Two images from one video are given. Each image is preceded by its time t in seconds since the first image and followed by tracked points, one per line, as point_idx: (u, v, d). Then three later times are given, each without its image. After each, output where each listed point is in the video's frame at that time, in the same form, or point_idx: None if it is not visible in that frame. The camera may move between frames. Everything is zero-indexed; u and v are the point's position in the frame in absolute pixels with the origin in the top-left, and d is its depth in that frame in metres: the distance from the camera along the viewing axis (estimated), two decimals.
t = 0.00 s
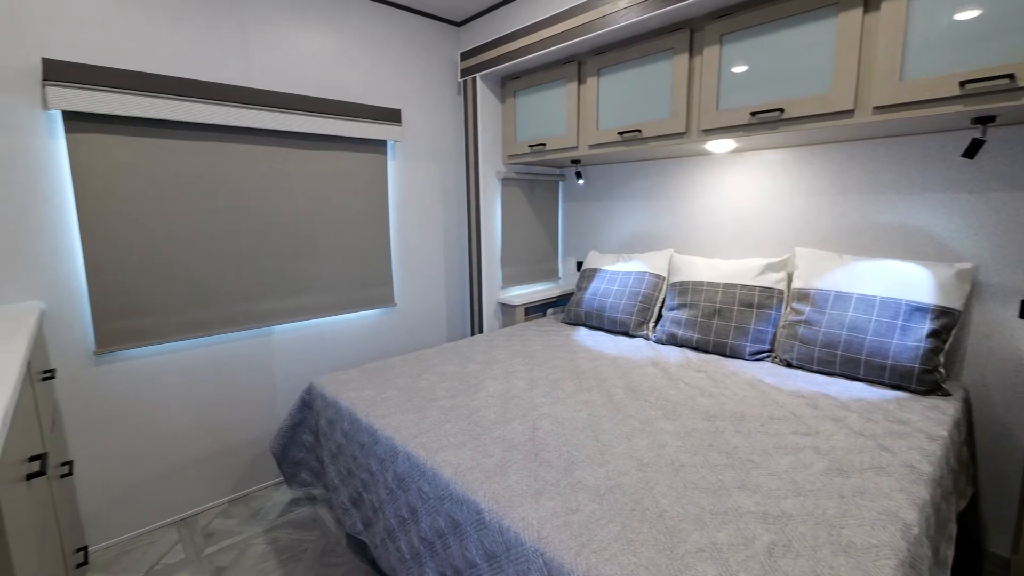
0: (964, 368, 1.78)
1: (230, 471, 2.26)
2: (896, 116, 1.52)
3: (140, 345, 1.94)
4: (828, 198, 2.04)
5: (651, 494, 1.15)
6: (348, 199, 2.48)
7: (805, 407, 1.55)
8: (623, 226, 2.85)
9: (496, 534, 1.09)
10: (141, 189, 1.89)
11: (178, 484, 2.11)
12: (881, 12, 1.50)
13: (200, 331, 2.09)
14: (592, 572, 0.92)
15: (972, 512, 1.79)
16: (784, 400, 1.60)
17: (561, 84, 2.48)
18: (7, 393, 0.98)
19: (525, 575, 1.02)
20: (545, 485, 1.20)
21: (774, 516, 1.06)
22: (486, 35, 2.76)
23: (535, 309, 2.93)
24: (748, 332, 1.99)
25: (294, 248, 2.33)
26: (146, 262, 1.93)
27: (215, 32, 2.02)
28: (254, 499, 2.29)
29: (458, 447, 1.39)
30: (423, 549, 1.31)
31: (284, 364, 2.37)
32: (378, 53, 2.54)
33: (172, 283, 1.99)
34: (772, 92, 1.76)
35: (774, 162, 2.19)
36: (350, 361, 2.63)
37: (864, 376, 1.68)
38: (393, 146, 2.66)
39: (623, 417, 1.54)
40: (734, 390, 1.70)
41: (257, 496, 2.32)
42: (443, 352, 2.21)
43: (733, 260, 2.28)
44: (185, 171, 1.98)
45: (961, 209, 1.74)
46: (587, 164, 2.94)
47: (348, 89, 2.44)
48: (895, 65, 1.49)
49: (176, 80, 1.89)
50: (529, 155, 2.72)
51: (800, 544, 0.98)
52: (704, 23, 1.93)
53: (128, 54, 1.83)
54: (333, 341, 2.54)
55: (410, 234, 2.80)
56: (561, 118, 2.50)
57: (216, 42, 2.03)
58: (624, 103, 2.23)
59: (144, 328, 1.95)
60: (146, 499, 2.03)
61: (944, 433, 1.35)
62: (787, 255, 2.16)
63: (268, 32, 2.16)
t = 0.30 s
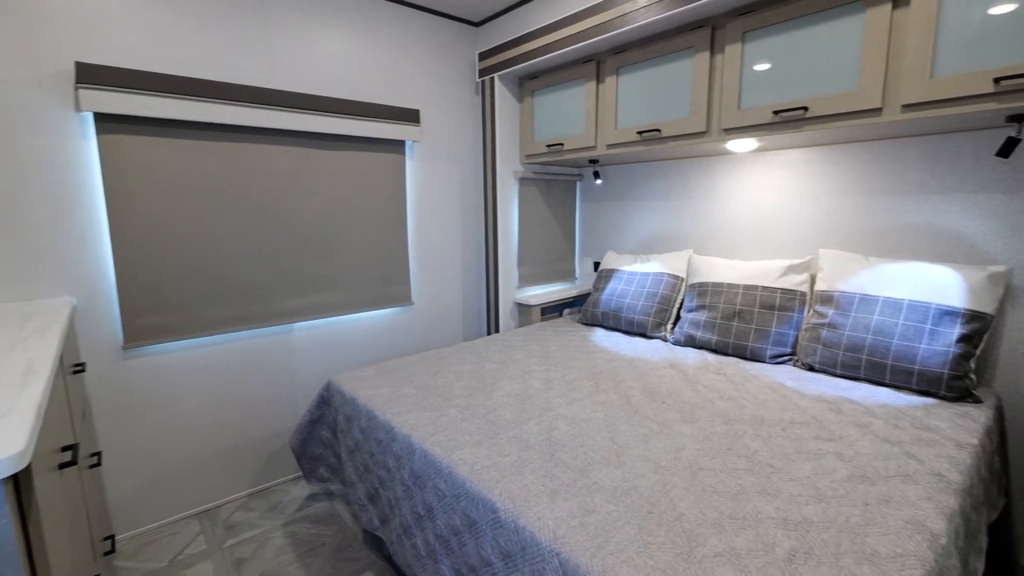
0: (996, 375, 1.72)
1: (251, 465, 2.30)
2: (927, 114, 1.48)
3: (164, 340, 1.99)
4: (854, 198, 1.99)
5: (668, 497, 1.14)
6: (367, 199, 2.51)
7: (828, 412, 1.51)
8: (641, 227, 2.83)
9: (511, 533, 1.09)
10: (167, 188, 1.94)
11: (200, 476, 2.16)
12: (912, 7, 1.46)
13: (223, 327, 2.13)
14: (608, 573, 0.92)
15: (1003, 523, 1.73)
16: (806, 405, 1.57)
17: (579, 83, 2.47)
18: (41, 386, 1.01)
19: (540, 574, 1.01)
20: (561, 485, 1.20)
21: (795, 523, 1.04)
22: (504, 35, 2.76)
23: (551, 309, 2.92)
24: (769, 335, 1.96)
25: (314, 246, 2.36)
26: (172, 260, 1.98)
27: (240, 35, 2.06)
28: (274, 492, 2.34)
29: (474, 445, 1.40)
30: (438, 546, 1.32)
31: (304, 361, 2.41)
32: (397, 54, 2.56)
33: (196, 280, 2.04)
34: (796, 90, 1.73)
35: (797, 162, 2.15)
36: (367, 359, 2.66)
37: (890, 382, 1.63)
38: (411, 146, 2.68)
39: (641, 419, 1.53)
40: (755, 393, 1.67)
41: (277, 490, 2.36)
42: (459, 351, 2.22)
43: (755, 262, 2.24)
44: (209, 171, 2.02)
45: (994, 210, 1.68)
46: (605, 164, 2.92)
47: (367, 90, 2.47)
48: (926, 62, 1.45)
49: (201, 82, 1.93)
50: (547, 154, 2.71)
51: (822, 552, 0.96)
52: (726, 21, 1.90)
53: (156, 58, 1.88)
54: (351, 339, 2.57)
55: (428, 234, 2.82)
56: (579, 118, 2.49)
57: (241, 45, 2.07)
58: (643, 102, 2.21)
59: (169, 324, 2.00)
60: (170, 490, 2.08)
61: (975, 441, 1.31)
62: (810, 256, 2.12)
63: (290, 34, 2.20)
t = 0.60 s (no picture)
0: None
1: (271, 459, 2.34)
2: (959, 111, 1.43)
3: (189, 337, 2.04)
4: (881, 198, 1.94)
5: (686, 500, 1.13)
6: (385, 198, 2.53)
7: (852, 417, 1.48)
8: (659, 227, 2.80)
9: (527, 533, 1.09)
10: (192, 188, 1.98)
11: (222, 470, 2.20)
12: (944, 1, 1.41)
13: (245, 324, 2.17)
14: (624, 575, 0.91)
15: None
16: (830, 409, 1.54)
17: (598, 82, 2.45)
18: (72, 379, 1.04)
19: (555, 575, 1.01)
20: (577, 486, 1.19)
21: (817, 529, 1.02)
22: (522, 34, 2.76)
23: (568, 309, 2.91)
24: (791, 338, 1.92)
25: (334, 245, 2.39)
26: (196, 258, 2.02)
27: (263, 38, 2.10)
28: (293, 487, 2.38)
29: (491, 444, 1.40)
30: (454, 544, 1.33)
31: (322, 358, 2.45)
32: (416, 54, 2.58)
33: (220, 277, 2.09)
34: (821, 87, 1.69)
35: (821, 161, 2.10)
36: (385, 357, 2.68)
37: (918, 387, 1.59)
38: (430, 146, 2.70)
39: (658, 421, 1.52)
40: (776, 397, 1.64)
41: (296, 485, 2.40)
42: (475, 350, 2.22)
43: (776, 263, 2.20)
44: (233, 170, 2.07)
45: None
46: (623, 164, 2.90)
47: (386, 90, 2.49)
48: (958, 57, 1.40)
49: (226, 84, 1.98)
50: (564, 154, 2.70)
51: (845, 560, 0.93)
52: (749, 17, 1.87)
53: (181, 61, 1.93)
54: (369, 337, 2.60)
55: (445, 233, 2.83)
56: (597, 117, 2.48)
57: (263, 47, 2.11)
58: (663, 101, 2.18)
59: (193, 320, 2.05)
60: (193, 483, 2.13)
61: (1008, 449, 1.26)
62: (834, 258, 2.07)
63: (311, 36, 2.23)
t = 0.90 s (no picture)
0: None
1: (289, 455, 2.38)
2: (993, 107, 1.38)
3: (212, 333, 2.08)
4: (908, 197, 1.89)
5: (703, 503, 1.11)
6: (402, 197, 2.55)
7: (877, 422, 1.44)
8: (677, 227, 2.76)
9: (542, 533, 1.09)
10: (215, 188, 2.02)
11: (241, 464, 2.24)
12: None
13: (265, 321, 2.21)
14: None
15: None
16: (853, 414, 1.50)
17: (616, 80, 2.43)
18: (101, 372, 1.07)
19: None
20: (593, 487, 1.19)
21: (840, 536, 1.00)
22: (539, 34, 2.76)
23: (584, 309, 2.89)
24: (812, 340, 1.88)
25: (351, 244, 2.42)
26: (219, 256, 2.06)
27: (283, 40, 2.13)
28: (310, 482, 2.41)
29: (506, 444, 1.40)
30: (469, 542, 1.33)
31: (340, 356, 2.48)
32: (434, 54, 2.59)
33: (241, 275, 2.13)
34: (847, 84, 1.65)
35: (846, 159, 2.06)
36: (402, 355, 2.71)
37: (947, 392, 1.54)
38: (446, 146, 2.71)
39: (675, 423, 1.50)
40: (797, 400, 1.61)
41: (313, 480, 2.43)
42: (491, 349, 2.22)
43: (798, 264, 2.15)
44: (254, 170, 2.10)
45: None
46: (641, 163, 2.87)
47: (404, 90, 2.51)
48: (992, 51, 1.35)
49: (248, 85, 2.01)
50: (581, 153, 2.69)
51: (869, 568, 0.91)
52: (771, 13, 1.83)
53: (205, 63, 1.97)
54: (386, 335, 2.63)
55: (461, 232, 2.84)
56: (615, 115, 2.46)
57: (284, 49, 2.14)
58: (682, 99, 2.16)
59: (215, 318, 2.09)
60: (214, 476, 2.18)
61: None
62: (859, 258, 2.02)
63: (330, 37, 2.25)
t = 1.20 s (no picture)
0: None
1: (307, 451, 2.41)
2: None
3: (233, 330, 2.12)
4: (937, 197, 1.84)
5: (722, 508, 1.10)
6: (420, 197, 2.57)
7: (902, 428, 1.41)
8: (696, 227, 2.73)
9: (557, 534, 1.08)
10: (238, 188, 2.07)
11: (260, 459, 2.28)
12: None
13: (284, 319, 2.25)
14: None
15: None
16: (878, 419, 1.46)
17: (634, 79, 2.42)
18: (127, 367, 1.10)
19: None
20: (609, 489, 1.18)
21: (863, 544, 0.97)
22: (556, 33, 2.75)
23: (600, 310, 2.88)
24: (836, 343, 1.84)
25: (369, 243, 2.45)
26: (241, 254, 2.11)
27: (304, 42, 2.16)
28: (327, 479, 2.44)
29: (521, 444, 1.40)
30: (483, 541, 1.33)
31: (358, 354, 2.51)
32: (452, 55, 2.61)
33: (262, 274, 2.17)
34: (873, 81, 1.61)
35: (871, 158, 2.01)
36: (418, 354, 2.73)
37: (977, 398, 1.49)
38: (463, 146, 2.72)
39: (693, 425, 1.48)
40: (819, 404, 1.58)
41: (330, 476, 2.46)
42: (507, 349, 2.23)
43: (821, 265, 2.11)
44: (275, 171, 2.14)
45: None
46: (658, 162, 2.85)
47: (421, 91, 2.53)
48: None
49: (270, 87, 2.05)
50: (598, 152, 2.68)
51: None
52: (794, 9, 1.80)
53: (228, 65, 2.01)
54: (403, 334, 2.65)
55: (477, 232, 2.85)
56: (633, 115, 2.44)
57: (304, 51, 2.17)
58: (701, 97, 2.13)
59: (237, 315, 2.13)
60: (234, 471, 2.22)
61: None
62: (885, 260, 1.97)
63: (350, 39, 2.28)
